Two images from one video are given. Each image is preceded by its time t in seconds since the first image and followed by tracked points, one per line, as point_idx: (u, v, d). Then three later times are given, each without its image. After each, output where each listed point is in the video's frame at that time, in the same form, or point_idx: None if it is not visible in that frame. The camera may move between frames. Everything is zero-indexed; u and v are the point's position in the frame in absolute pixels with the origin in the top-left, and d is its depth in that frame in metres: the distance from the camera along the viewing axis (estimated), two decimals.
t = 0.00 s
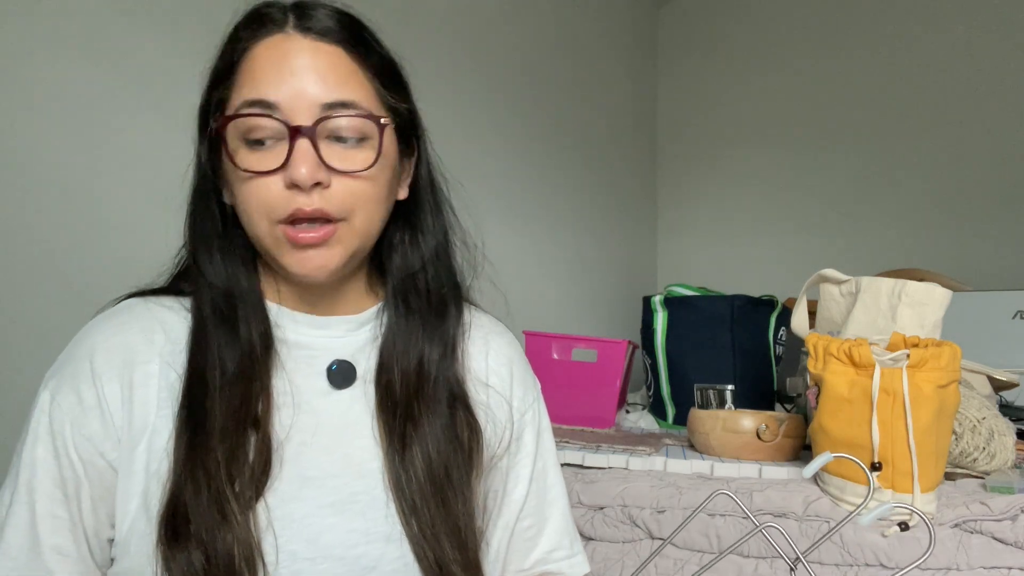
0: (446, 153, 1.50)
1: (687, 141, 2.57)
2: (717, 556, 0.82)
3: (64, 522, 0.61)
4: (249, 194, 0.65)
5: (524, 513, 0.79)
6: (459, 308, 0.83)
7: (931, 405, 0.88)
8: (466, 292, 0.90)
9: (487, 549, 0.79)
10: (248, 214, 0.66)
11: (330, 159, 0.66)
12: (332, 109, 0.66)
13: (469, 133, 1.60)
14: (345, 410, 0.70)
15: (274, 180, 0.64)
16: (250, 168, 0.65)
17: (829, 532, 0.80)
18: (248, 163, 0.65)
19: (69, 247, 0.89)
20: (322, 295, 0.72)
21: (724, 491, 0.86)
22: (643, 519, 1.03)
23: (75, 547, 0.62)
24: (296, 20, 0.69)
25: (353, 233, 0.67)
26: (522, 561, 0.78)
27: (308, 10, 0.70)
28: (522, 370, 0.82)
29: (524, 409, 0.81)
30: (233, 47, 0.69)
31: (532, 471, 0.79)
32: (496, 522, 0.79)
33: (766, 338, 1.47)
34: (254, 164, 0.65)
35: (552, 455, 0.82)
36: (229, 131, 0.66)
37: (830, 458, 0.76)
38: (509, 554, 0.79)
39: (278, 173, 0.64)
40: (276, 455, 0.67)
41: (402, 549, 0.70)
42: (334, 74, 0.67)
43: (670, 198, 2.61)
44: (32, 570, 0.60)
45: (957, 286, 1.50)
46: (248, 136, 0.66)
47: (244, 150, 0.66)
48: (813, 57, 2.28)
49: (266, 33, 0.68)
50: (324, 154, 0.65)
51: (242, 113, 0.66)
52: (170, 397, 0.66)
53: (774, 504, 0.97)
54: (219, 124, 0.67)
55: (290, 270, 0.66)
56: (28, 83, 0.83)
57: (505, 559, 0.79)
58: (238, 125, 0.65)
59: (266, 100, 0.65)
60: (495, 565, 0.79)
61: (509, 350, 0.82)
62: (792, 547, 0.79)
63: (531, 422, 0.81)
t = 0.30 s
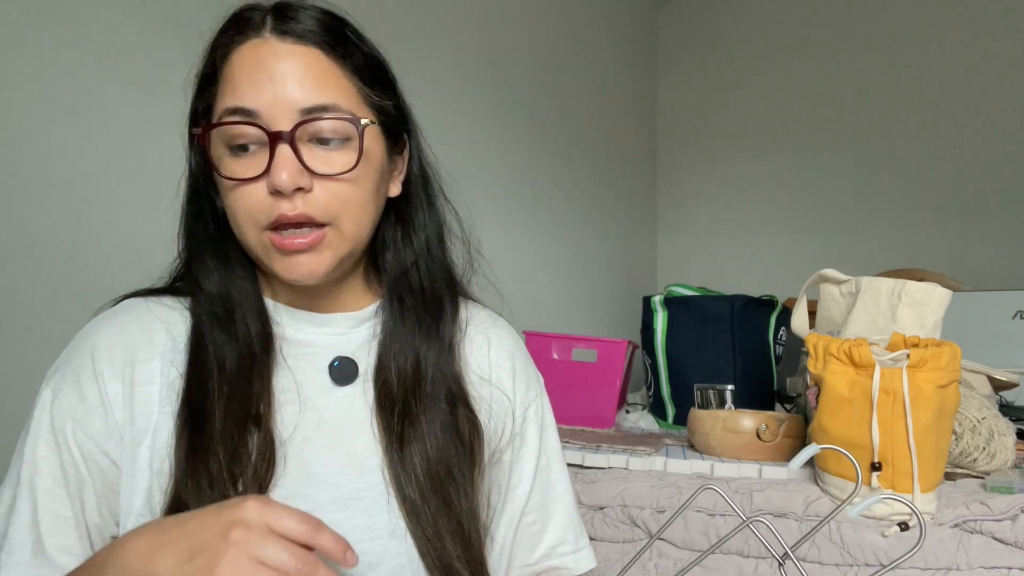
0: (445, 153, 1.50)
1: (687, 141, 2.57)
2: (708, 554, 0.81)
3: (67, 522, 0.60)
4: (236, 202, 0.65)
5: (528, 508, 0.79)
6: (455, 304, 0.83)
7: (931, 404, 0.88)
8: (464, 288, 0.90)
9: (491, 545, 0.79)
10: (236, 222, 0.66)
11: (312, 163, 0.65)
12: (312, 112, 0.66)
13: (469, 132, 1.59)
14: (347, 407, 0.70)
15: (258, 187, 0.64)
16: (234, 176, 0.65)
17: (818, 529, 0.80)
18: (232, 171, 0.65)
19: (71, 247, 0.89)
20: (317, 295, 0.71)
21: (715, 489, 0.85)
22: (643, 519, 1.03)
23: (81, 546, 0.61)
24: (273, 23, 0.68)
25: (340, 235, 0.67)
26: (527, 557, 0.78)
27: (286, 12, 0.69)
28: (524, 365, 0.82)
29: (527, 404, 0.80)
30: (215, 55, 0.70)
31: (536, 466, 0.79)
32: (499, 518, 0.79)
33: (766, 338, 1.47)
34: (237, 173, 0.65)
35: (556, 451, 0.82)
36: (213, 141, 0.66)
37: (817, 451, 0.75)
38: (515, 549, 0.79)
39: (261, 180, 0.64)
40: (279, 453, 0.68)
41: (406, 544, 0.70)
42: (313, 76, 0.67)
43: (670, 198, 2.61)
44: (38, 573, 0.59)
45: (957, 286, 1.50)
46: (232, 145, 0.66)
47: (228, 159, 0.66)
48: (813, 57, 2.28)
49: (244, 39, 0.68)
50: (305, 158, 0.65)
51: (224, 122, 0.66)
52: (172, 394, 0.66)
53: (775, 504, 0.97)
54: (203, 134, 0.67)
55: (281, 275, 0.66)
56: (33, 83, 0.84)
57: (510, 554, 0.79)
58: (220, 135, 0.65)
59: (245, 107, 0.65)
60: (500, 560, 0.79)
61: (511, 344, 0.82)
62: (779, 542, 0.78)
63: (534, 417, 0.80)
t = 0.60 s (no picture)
0: (445, 153, 1.50)
1: (687, 141, 2.57)
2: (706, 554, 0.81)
3: (64, 524, 0.61)
4: (238, 200, 0.65)
5: (526, 509, 0.79)
6: (452, 304, 0.83)
7: (931, 405, 0.88)
8: (462, 288, 0.90)
9: (489, 547, 0.79)
10: (238, 219, 0.66)
11: (318, 163, 0.65)
12: (319, 112, 0.66)
13: (469, 132, 1.59)
14: (344, 408, 0.70)
15: (262, 186, 0.64)
16: (237, 174, 0.65)
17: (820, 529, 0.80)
18: (236, 169, 0.65)
19: (71, 247, 0.89)
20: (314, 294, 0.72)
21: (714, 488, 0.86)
22: (643, 519, 1.03)
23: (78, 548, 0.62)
24: (281, 23, 0.69)
25: (343, 235, 0.67)
26: (525, 557, 0.78)
27: (294, 12, 0.70)
28: (522, 365, 0.82)
29: (524, 404, 0.80)
30: (219, 53, 0.70)
31: (533, 466, 0.79)
32: (497, 519, 0.79)
33: (766, 339, 1.47)
34: (242, 171, 0.65)
35: (554, 451, 0.82)
36: (217, 138, 0.66)
37: (809, 446, 0.71)
38: (512, 550, 0.78)
39: (266, 179, 0.64)
40: (273, 454, 0.67)
41: (402, 546, 0.70)
42: (319, 77, 0.67)
43: (670, 198, 2.60)
44: (36, 575, 0.59)
45: (957, 286, 1.50)
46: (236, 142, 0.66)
47: (231, 158, 0.66)
48: (813, 57, 2.28)
49: (251, 38, 0.68)
50: (311, 158, 0.65)
51: (228, 121, 0.66)
52: (166, 396, 0.67)
53: (774, 504, 0.97)
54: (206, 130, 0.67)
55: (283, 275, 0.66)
56: (33, 84, 0.84)
57: (508, 555, 0.79)
58: (225, 133, 0.65)
59: (252, 106, 0.65)
60: (498, 561, 0.79)
61: (508, 344, 0.82)
62: (773, 540, 0.78)
63: (532, 417, 0.80)
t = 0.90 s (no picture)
0: (444, 153, 1.50)
1: (687, 141, 2.57)
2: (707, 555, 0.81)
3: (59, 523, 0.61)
4: (268, 197, 0.64)
5: (525, 507, 0.79)
6: (453, 303, 0.83)
7: (930, 405, 0.88)
8: (461, 289, 0.90)
9: (488, 546, 0.79)
10: (264, 217, 0.65)
11: (355, 165, 0.66)
12: (357, 116, 0.67)
13: (468, 132, 1.59)
14: (342, 408, 0.70)
15: (297, 185, 0.64)
16: (271, 172, 0.64)
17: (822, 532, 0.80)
18: (269, 166, 0.65)
19: (71, 247, 0.89)
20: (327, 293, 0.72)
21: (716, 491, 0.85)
22: (643, 519, 1.03)
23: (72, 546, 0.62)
24: (314, 24, 0.69)
25: (372, 237, 0.68)
26: (524, 556, 0.78)
27: (322, 13, 0.70)
28: (520, 364, 0.82)
29: (523, 402, 0.80)
30: (245, 48, 0.69)
31: (532, 464, 0.79)
32: (496, 518, 0.79)
33: (767, 339, 1.47)
34: (275, 168, 0.65)
35: (552, 450, 0.82)
36: (249, 132, 0.65)
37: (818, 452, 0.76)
38: (512, 549, 0.78)
39: (302, 178, 0.64)
40: (272, 456, 0.67)
41: (401, 543, 0.70)
42: (355, 81, 0.68)
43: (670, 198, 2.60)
44: None
45: (957, 286, 1.50)
46: (269, 138, 0.65)
47: (263, 154, 0.65)
48: (813, 56, 2.28)
49: (286, 36, 0.68)
50: (348, 160, 0.66)
51: (262, 117, 0.65)
52: (163, 397, 0.67)
53: (774, 504, 0.97)
54: (236, 124, 0.66)
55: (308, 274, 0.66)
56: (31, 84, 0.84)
57: (506, 554, 0.78)
58: (259, 129, 0.65)
59: (291, 104, 0.65)
60: (497, 561, 0.78)
61: (506, 343, 0.82)
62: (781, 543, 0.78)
63: (531, 415, 0.81)
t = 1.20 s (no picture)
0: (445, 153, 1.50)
1: (687, 140, 2.56)
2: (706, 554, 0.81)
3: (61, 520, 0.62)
4: (260, 202, 0.65)
5: (526, 510, 0.78)
6: (455, 306, 0.83)
7: (930, 405, 0.88)
8: (464, 291, 0.90)
9: (488, 547, 0.79)
10: (257, 221, 0.65)
11: (346, 173, 0.66)
12: (351, 123, 0.67)
13: (469, 132, 1.59)
14: (343, 408, 0.70)
15: (288, 191, 0.64)
16: (263, 177, 0.65)
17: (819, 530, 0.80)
18: (262, 172, 0.65)
19: (72, 248, 0.89)
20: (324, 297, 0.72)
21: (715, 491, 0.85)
22: (643, 519, 1.03)
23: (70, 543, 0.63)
24: (315, 28, 0.69)
25: (362, 245, 0.67)
26: (524, 559, 0.78)
27: (325, 17, 0.70)
28: (522, 367, 0.82)
29: (525, 405, 0.80)
30: (246, 51, 0.69)
31: (533, 467, 0.79)
32: (497, 520, 0.79)
33: (767, 339, 1.47)
34: (267, 174, 0.65)
35: (553, 452, 0.82)
36: (244, 137, 0.66)
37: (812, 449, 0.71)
38: (512, 551, 0.78)
39: (293, 185, 0.64)
40: (272, 455, 0.67)
41: (401, 546, 0.70)
42: (352, 87, 0.67)
43: (670, 198, 2.60)
44: None
45: (957, 286, 1.50)
46: (263, 143, 0.66)
47: (256, 159, 0.65)
48: (813, 56, 2.28)
49: (285, 41, 0.68)
50: (340, 167, 0.66)
51: (256, 122, 0.66)
52: (164, 396, 0.67)
53: (774, 504, 0.97)
54: (231, 128, 0.66)
55: (298, 279, 0.66)
56: (31, 84, 0.83)
57: (507, 557, 0.79)
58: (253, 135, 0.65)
59: (284, 110, 0.65)
60: (497, 563, 0.79)
61: (508, 346, 0.82)
62: (775, 539, 0.78)
63: (532, 417, 0.80)
